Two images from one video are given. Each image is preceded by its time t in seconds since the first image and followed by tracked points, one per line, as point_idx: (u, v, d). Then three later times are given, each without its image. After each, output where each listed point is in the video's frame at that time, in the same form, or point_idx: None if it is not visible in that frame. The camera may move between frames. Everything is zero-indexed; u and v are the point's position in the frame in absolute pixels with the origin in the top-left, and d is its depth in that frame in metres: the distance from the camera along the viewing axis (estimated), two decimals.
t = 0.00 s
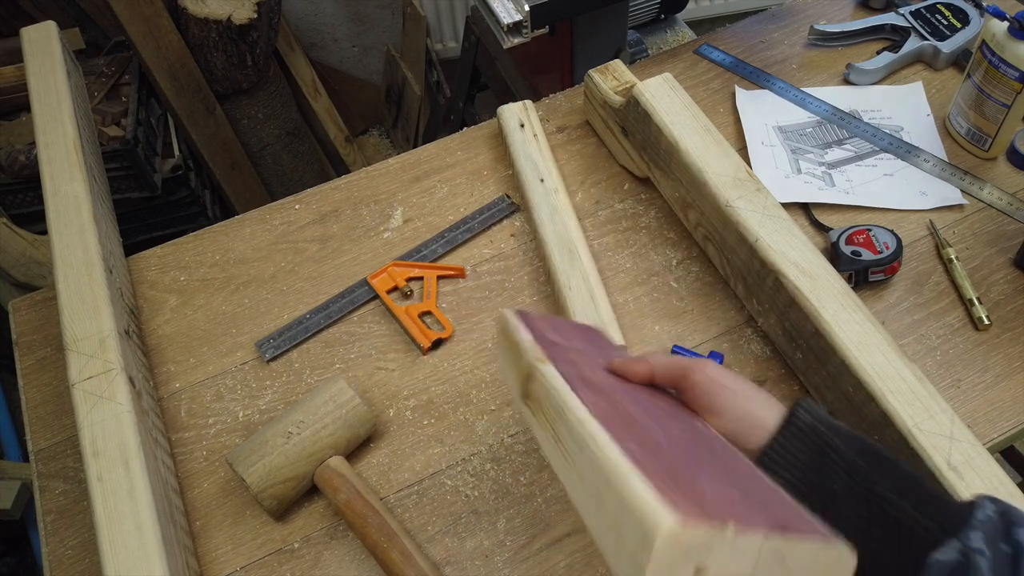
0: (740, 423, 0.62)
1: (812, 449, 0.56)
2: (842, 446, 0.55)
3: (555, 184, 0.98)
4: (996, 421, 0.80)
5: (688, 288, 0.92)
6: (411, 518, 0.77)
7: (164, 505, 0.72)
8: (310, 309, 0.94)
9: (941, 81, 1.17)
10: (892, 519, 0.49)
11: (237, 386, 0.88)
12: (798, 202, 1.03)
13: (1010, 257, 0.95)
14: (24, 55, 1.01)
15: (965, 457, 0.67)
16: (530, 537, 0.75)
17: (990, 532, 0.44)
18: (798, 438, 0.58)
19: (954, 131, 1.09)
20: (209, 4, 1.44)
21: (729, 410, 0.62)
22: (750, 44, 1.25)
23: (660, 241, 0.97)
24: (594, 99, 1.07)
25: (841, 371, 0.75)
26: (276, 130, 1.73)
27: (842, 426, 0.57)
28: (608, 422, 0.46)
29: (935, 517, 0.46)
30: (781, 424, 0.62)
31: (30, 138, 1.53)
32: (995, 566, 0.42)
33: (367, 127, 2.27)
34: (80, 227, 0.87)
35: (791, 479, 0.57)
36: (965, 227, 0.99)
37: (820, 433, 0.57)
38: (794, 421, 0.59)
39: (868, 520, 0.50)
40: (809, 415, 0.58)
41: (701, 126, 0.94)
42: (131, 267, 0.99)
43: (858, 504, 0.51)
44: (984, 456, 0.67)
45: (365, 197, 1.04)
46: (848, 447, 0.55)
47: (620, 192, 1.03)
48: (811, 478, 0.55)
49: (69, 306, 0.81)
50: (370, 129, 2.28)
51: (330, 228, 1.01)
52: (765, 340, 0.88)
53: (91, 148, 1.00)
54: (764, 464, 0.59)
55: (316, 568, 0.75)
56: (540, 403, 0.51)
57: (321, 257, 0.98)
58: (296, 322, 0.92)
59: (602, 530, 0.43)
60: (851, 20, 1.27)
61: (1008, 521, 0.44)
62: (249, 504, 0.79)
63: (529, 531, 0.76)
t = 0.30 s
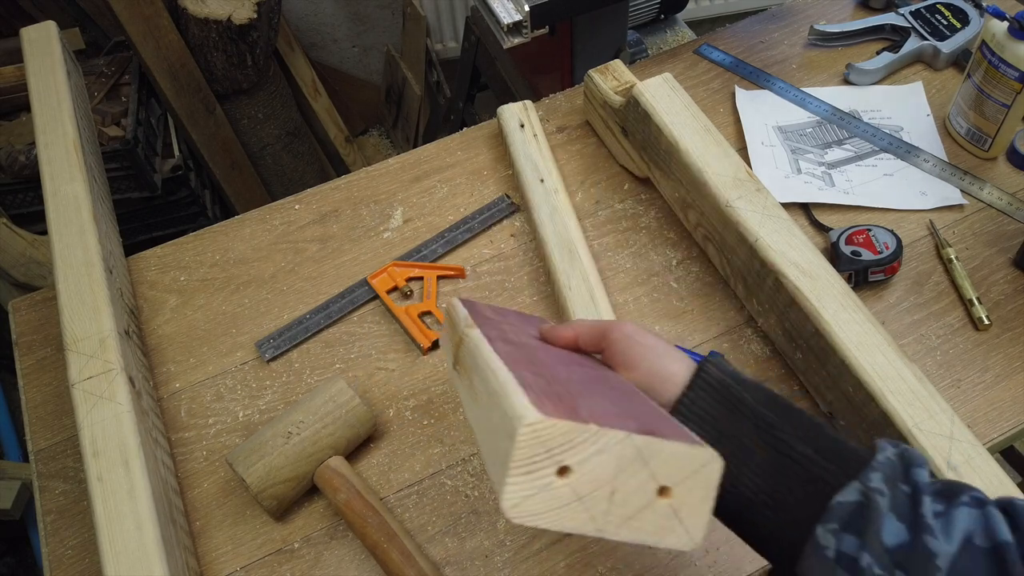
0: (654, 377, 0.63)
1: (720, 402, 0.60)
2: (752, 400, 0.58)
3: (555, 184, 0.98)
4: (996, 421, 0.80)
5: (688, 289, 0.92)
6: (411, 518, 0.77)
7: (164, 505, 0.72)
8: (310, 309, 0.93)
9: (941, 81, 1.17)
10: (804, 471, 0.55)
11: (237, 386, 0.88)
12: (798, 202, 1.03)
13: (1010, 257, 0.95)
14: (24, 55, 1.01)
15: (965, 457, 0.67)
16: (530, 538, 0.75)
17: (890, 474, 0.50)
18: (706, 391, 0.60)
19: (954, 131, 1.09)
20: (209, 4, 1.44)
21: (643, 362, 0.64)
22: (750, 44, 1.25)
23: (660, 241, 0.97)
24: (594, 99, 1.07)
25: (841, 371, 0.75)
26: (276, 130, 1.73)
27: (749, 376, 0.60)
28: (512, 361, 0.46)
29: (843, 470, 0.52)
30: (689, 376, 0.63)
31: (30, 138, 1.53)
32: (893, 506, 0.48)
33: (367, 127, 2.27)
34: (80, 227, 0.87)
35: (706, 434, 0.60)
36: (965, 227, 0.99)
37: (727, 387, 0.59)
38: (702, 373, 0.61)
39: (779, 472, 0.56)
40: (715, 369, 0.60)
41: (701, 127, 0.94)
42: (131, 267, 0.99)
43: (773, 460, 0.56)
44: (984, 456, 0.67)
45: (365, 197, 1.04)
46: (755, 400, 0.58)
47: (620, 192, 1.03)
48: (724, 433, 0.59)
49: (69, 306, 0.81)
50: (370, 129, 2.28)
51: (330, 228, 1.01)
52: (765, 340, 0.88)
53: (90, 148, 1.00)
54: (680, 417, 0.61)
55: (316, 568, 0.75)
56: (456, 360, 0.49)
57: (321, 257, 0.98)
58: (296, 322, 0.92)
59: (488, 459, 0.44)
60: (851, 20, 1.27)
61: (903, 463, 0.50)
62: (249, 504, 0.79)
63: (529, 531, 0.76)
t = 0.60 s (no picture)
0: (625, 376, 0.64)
1: (690, 398, 0.60)
2: (722, 394, 0.59)
3: (555, 184, 0.98)
4: (996, 421, 0.80)
5: (688, 289, 0.92)
6: (411, 518, 0.77)
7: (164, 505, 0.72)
8: (310, 309, 0.94)
9: (941, 81, 1.17)
10: (775, 466, 0.55)
11: (237, 386, 0.88)
12: (798, 202, 1.03)
13: (1010, 257, 0.95)
14: (24, 55, 1.01)
15: (965, 457, 0.67)
16: (530, 538, 0.75)
17: (858, 463, 0.52)
18: (675, 386, 0.61)
19: (953, 131, 1.09)
20: (209, 4, 1.44)
21: (614, 362, 0.65)
22: (750, 44, 1.25)
23: (660, 241, 0.97)
24: (594, 99, 1.07)
25: (841, 371, 0.75)
26: (276, 130, 1.73)
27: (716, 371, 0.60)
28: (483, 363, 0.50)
29: (810, 462, 0.53)
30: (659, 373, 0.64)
31: (30, 138, 1.53)
32: (860, 495, 0.50)
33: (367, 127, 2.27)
34: (80, 227, 0.87)
35: (676, 429, 0.60)
36: (964, 227, 0.99)
37: (697, 382, 0.60)
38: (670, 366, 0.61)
39: (749, 467, 0.56)
40: (685, 365, 0.61)
41: (701, 127, 0.94)
42: (131, 267, 0.99)
43: (744, 455, 0.57)
44: (984, 456, 0.67)
45: (365, 197, 1.04)
46: (726, 395, 0.58)
47: (620, 192, 1.03)
48: (696, 428, 0.59)
49: (69, 306, 0.81)
50: (370, 129, 2.28)
51: (330, 228, 1.01)
52: (764, 340, 0.88)
53: (90, 148, 1.00)
54: (651, 415, 0.61)
55: (316, 569, 0.75)
56: (432, 363, 0.52)
57: (321, 257, 0.98)
58: (296, 322, 0.92)
59: (460, 460, 0.46)
60: (851, 20, 1.27)
61: (870, 453, 0.52)
62: (249, 504, 0.79)
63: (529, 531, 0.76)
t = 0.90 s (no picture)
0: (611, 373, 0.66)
1: (700, 439, 0.55)
2: (730, 428, 0.54)
3: (555, 184, 0.98)
4: (996, 421, 0.80)
5: (688, 289, 0.92)
6: (411, 518, 0.77)
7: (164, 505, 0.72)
8: (310, 309, 0.93)
9: (941, 81, 1.17)
10: (793, 498, 0.53)
11: (237, 386, 0.88)
12: (798, 202, 1.03)
13: (1010, 257, 0.95)
14: (24, 55, 1.01)
15: (965, 456, 0.67)
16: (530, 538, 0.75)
17: (878, 481, 0.49)
18: (684, 422, 0.56)
19: (953, 131, 1.09)
20: (209, 4, 1.44)
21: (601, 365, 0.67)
22: (750, 44, 1.25)
23: (660, 241, 0.97)
24: (594, 99, 1.07)
25: (841, 371, 0.75)
26: (276, 130, 1.73)
27: (724, 403, 0.56)
28: (474, 456, 0.61)
29: (823, 490, 0.52)
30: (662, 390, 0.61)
31: (30, 138, 1.53)
32: (875, 521, 0.48)
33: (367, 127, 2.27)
34: (80, 227, 0.87)
35: (688, 466, 0.55)
36: (964, 227, 0.99)
37: (704, 416, 0.55)
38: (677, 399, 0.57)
39: (765, 500, 0.54)
40: (690, 398, 0.56)
41: (701, 127, 0.94)
42: (131, 267, 0.99)
43: (758, 489, 0.54)
44: (984, 456, 0.67)
45: (365, 197, 1.04)
46: (734, 429, 0.54)
47: (620, 192, 1.03)
48: (712, 466, 0.55)
49: (69, 306, 0.81)
50: (370, 129, 2.28)
51: (330, 228, 1.01)
52: (764, 340, 0.88)
53: (91, 148, 1.00)
54: (661, 455, 0.56)
55: (317, 569, 0.75)
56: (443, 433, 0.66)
57: (321, 257, 0.98)
58: (296, 322, 0.92)
59: None
60: (851, 20, 1.27)
61: (895, 467, 0.49)
62: (249, 504, 0.79)
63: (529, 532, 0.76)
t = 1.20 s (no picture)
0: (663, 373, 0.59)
1: (703, 470, 0.56)
2: (732, 464, 0.55)
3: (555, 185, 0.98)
4: (996, 421, 0.80)
5: (688, 288, 0.92)
6: (411, 518, 0.77)
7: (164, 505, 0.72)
8: (310, 309, 0.93)
9: (941, 81, 1.17)
10: (795, 533, 0.53)
11: (236, 386, 0.88)
12: (798, 202, 1.03)
13: (1010, 257, 0.95)
14: (24, 56, 1.01)
15: (965, 457, 0.67)
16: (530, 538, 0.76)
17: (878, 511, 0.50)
18: (687, 456, 0.56)
19: (954, 131, 1.09)
20: (209, 4, 1.44)
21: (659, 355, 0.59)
22: (750, 44, 1.25)
23: (660, 241, 0.97)
24: (594, 99, 1.07)
25: (841, 371, 0.75)
26: (276, 130, 1.73)
27: (729, 435, 0.56)
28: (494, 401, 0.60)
29: (820, 525, 0.52)
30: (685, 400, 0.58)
31: (30, 138, 1.53)
32: (869, 552, 0.49)
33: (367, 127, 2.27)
34: (80, 227, 0.87)
35: (695, 490, 0.58)
36: (964, 227, 0.99)
37: (705, 451, 0.55)
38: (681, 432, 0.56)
39: (767, 532, 0.55)
40: (695, 432, 0.55)
41: (701, 126, 0.94)
42: (131, 267, 0.99)
43: (762, 521, 0.55)
44: (984, 456, 0.67)
45: (365, 197, 1.04)
46: (736, 464, 0.55)
47: (620, 192, 1.03)
48: (716, 493, 0.56)
49: (69, 306, 0.81)
50: (370, 128, 2.27)
51: (330, 228, 1.01)
52: (764, 340, 0.88)
53: (90, 148, 1.00)
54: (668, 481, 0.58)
55: (316, 569, 0.75)
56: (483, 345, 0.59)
57: (321, 258, 0.98)
58: (296, 322, 0.92)
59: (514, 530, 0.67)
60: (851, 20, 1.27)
61: (895, 496, 0.51)
62: (250, 504, 0.79)
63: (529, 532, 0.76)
